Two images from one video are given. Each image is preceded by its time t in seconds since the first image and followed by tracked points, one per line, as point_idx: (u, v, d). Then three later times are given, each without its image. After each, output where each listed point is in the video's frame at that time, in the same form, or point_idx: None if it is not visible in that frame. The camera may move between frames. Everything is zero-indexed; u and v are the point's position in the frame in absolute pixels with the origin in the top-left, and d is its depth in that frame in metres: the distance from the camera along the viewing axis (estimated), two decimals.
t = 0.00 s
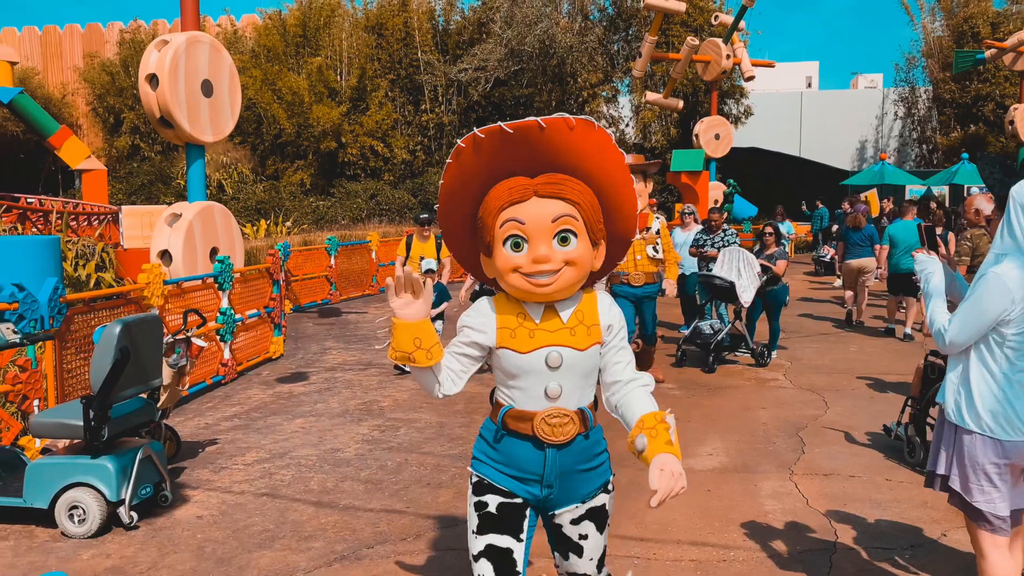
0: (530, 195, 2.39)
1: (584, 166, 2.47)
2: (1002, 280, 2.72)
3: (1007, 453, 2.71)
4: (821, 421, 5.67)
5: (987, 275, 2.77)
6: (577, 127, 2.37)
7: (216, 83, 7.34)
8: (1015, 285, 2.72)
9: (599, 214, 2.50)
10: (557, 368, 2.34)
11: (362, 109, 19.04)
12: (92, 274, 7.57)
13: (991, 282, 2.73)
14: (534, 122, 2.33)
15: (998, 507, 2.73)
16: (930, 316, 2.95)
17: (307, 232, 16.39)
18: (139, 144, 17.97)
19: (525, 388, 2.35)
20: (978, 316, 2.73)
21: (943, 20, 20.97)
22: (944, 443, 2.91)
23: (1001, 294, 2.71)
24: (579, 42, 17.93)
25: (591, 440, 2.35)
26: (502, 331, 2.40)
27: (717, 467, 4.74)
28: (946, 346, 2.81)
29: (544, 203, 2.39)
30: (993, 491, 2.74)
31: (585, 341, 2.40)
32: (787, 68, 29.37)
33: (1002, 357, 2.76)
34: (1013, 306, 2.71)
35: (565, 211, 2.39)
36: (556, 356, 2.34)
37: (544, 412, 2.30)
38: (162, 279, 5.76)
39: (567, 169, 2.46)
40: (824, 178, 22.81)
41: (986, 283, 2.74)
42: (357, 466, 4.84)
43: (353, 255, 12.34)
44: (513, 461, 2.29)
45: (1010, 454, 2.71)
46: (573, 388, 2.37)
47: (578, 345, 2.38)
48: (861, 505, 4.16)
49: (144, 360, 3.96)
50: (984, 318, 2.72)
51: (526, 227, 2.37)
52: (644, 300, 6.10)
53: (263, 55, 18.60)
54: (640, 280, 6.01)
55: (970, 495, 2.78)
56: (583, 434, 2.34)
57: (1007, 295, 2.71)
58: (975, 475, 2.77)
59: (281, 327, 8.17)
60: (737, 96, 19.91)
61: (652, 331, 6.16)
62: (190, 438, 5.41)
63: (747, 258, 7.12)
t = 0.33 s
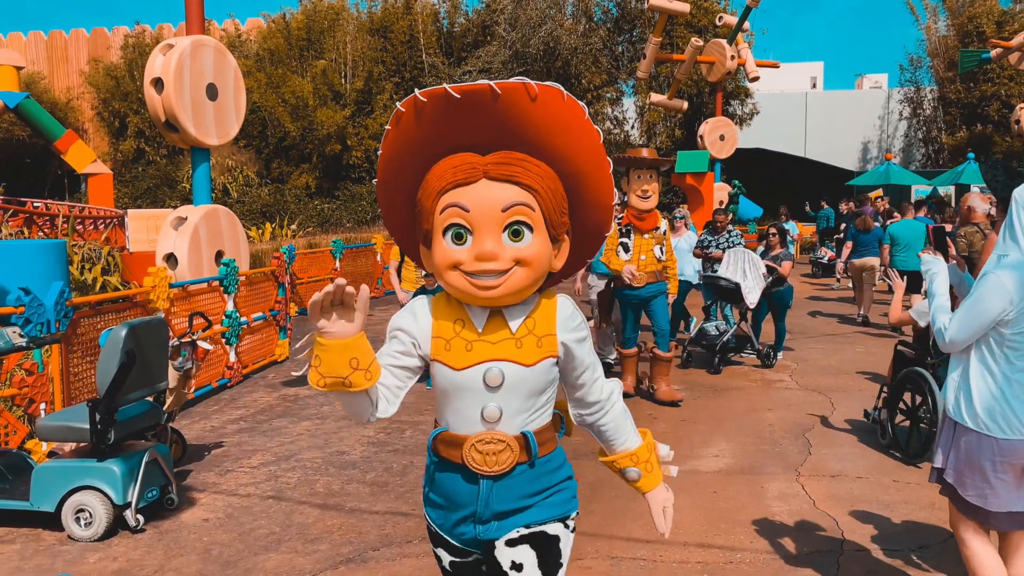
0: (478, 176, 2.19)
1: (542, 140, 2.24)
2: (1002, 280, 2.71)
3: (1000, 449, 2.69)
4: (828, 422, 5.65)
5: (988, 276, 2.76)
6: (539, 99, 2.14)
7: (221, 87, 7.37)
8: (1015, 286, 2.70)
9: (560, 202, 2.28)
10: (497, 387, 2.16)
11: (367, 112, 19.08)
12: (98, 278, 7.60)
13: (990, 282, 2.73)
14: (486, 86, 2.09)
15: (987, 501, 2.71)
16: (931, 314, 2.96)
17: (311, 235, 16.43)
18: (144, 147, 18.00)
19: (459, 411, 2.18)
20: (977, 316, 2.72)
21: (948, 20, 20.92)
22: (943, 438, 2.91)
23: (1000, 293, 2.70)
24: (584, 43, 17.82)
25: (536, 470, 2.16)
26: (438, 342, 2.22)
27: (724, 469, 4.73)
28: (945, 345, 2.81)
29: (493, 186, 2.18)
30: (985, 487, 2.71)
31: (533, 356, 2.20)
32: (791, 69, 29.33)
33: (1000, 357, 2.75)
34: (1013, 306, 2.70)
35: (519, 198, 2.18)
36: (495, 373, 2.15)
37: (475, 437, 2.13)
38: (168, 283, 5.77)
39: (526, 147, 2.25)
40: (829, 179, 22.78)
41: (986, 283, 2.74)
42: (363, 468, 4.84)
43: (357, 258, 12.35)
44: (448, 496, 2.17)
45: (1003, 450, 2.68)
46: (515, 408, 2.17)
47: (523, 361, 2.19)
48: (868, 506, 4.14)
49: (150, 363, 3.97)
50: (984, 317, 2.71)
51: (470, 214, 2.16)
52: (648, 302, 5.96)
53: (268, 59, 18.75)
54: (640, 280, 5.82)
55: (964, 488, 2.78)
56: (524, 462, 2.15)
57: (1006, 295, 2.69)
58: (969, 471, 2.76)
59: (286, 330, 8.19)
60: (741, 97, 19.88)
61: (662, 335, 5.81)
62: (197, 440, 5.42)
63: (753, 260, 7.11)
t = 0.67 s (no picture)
0: (382, 168, 1.88)
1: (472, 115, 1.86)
2: (989, 271, 2.73)
3: (987, 437, 2.70)
4: (823, 415, 5.65)
5: (975, 266, 2.78)
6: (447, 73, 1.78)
7: (213, 81, 7.31)
8: (1002, 275, 2.71)
9: (494, 195, 1.92)
10: (420, 425, 1.89)
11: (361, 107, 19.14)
12: (90, 274, 7.57)
13: (977, 272, 2.75)
14: (376, 53, 1.75)
15: (974, 488, 2.72)
16: (922, 303, 2.97)
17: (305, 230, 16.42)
18: (136, 143, 17.92)
19: (378, 451, 1.95)
20: (964, 306, 2.74)
21: (941, 13, 20.92)
22: (933, 425, 2.93)
23: (986, 284, 2.71)
24: (578, 37, 17.77)
25: (469, 532, 1.89)
26: (351, 366, 1.99)
27: (719, 462, 4.73)
28: (934, 334, 2.83)
29: (397, 178, 1.87)
30: (973, 474, 2.73)
31: (464, 389, 1.91)
32: (785, 62, 29.34)
33: (989, 346, 2.76)
34: (999, 295, 2.71)
35: (428, 196, 1.85)
36: (414, 410, 1.87)
37: (392, 488, 1.88)
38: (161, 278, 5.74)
39: (448, 125, 1.90)
40: (823, 172, 22.81)
41: (973, 273, 2.75)
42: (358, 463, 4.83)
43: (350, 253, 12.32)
44: (362, 553, 1.95)
45: (990, 438, 2.69)
46: (440, 454, 1.90)
47: (451, 396, 1.90)
48: (863, 498, 4.15)
49: (142, 358, 3.94)
50: (970, 307, 2.73)
51: (369, 218, 1.88)
52: (656, 302, 5.73)
53: (259, 54, 18.62)
54: (651, 279, 5.59)
55: (952, 474, 2.79)
56: (456, 523, 1.89)
57: (992, 286, 2.71)
58: (957, 457, 2.77)
59: (280, 325, 8.16)
60: (736, 91, 19.88)
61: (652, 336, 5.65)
62: (191, 437, 5.39)
63: (745, 252, 7.11)
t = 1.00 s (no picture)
0: (133, 189, 1.61)
1: (228, 106, 1.53)
2: (957, 262, 2.76)
3: (962, 427, 2.74)
4: (813, 409, 5.68)
5: (946, 258, 2.80)
6: (160, 61, 1.46)
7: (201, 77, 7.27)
8: (971, 267, 2.74)
9: (269, 211, 1.58)
10: (224, 537, 1.68)
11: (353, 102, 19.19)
12: (80, 271, 7.54)
13: (946, 265, 2.78)
14: (83, 37, 1.46)
15: (952, 479, 2.77)
16: (898, 295, 3.02)
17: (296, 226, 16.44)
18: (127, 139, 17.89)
19: (200, 560, 1.76)
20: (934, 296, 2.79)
21: (931, 7, 20.96)
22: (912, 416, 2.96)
23: (955, 275, 2.75)
24: (570, 32, 17.76)
25: None
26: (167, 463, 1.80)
27: (710, 456, 4.75)
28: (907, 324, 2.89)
29: (145, 204, 1.59)
30: (949, 464, 2.77)
31: (270, 497, 1.64)
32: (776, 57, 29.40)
33: (960, 337, 2.81)
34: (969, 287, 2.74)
35: (175, 229, 1.57)
36: (210, 519, 1.66)
37: None
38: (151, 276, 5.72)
39: (212, 120, 1.58)
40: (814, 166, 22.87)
41: (943, 265, 2.79)
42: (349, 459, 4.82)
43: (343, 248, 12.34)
44: None
45: (965, 428, 2.74)
46: (255, 565, 1.68)
47: (256, 505, 1.65)
48: (854, 492, 4.16)
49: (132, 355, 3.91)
50: (940, 298, 2.78)
51: (121, 255, 1.61)
52: (653, 306, 5.39)
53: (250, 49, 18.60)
54: (647, 281, 5.29)
55: (929, 463, 2.84)
56: None
57: (961, 278, 2.75)
58: (933, 446, 2.82)
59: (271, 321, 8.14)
60: (727, 85, 19.92)
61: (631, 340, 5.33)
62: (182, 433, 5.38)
63: (735, 246, 7.12)
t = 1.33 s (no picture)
0: None
1: None
2: (943, 261, 2.76)
3: (942, 423, 2.77)
4: (806, 408, 5.68)
5: (931, 258, 2.81)
6: None
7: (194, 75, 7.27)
8: (956, 266, 2.74)
9: None
10: None
11: (345, 100, 19.20)
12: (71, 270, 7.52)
13: (932, 264, 2.78)
14: None
15: (931, 473, 2.80)
16: (883, 293, 3.03)
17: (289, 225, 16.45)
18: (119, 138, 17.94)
19: None
20: (919, 295, 2.80)
21: (922, 8, 21.00)
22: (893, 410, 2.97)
23: (938, 274, 2.76)
24: (563, 31, 17.69)
25: None
26: None
27: (703, 455, 4.75)
28: (892, 321, 2.91)
29: None
30: (930, 458, 2.79)
31: None
32: (768, 56, 29.47)
33: (943, 335, 2.82)
34: (954, 286, 2.75)
35: None
36: None
37: None
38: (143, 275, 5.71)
39: None
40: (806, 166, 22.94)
41: (928, 263, 2.80)
42: (341, 460, 4.81)
43: (336, 247, 12.29)
44: None
45: (945, 424, 2.77)
46: None
47: None
48: (846, 492, 4.16)
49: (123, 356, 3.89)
50: (925, 297, 2.78)
51: None
52: (641, 306, 5.28)
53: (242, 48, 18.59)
54: (632, 280, 5.20)
55: (909, 457, 2.86)
56: None
57: (946, 277, 2.75)
58: (913, 442, 2.84)
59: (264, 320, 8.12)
60: (719, 85, 19.98)
61: (624, 348, 5.34)
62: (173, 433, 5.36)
63: (728, 245, 7.12)
